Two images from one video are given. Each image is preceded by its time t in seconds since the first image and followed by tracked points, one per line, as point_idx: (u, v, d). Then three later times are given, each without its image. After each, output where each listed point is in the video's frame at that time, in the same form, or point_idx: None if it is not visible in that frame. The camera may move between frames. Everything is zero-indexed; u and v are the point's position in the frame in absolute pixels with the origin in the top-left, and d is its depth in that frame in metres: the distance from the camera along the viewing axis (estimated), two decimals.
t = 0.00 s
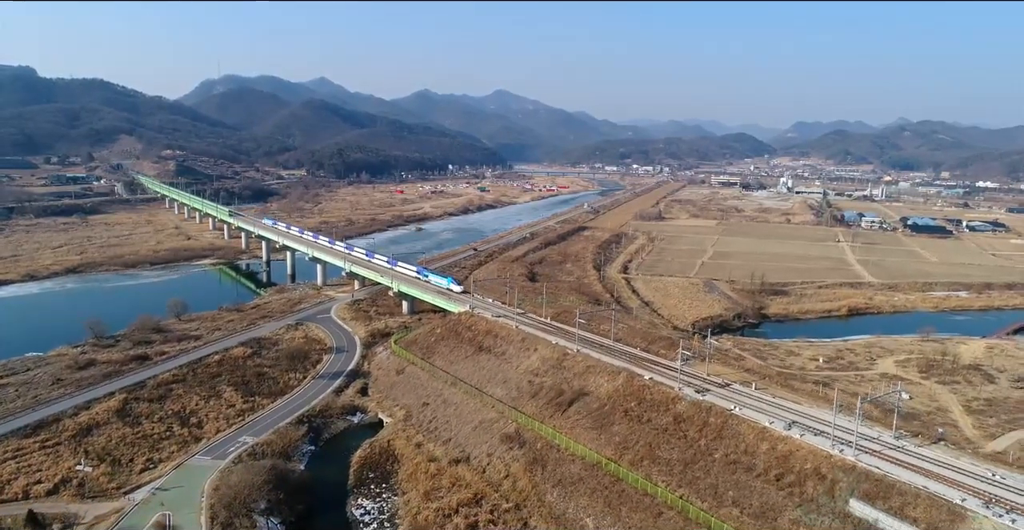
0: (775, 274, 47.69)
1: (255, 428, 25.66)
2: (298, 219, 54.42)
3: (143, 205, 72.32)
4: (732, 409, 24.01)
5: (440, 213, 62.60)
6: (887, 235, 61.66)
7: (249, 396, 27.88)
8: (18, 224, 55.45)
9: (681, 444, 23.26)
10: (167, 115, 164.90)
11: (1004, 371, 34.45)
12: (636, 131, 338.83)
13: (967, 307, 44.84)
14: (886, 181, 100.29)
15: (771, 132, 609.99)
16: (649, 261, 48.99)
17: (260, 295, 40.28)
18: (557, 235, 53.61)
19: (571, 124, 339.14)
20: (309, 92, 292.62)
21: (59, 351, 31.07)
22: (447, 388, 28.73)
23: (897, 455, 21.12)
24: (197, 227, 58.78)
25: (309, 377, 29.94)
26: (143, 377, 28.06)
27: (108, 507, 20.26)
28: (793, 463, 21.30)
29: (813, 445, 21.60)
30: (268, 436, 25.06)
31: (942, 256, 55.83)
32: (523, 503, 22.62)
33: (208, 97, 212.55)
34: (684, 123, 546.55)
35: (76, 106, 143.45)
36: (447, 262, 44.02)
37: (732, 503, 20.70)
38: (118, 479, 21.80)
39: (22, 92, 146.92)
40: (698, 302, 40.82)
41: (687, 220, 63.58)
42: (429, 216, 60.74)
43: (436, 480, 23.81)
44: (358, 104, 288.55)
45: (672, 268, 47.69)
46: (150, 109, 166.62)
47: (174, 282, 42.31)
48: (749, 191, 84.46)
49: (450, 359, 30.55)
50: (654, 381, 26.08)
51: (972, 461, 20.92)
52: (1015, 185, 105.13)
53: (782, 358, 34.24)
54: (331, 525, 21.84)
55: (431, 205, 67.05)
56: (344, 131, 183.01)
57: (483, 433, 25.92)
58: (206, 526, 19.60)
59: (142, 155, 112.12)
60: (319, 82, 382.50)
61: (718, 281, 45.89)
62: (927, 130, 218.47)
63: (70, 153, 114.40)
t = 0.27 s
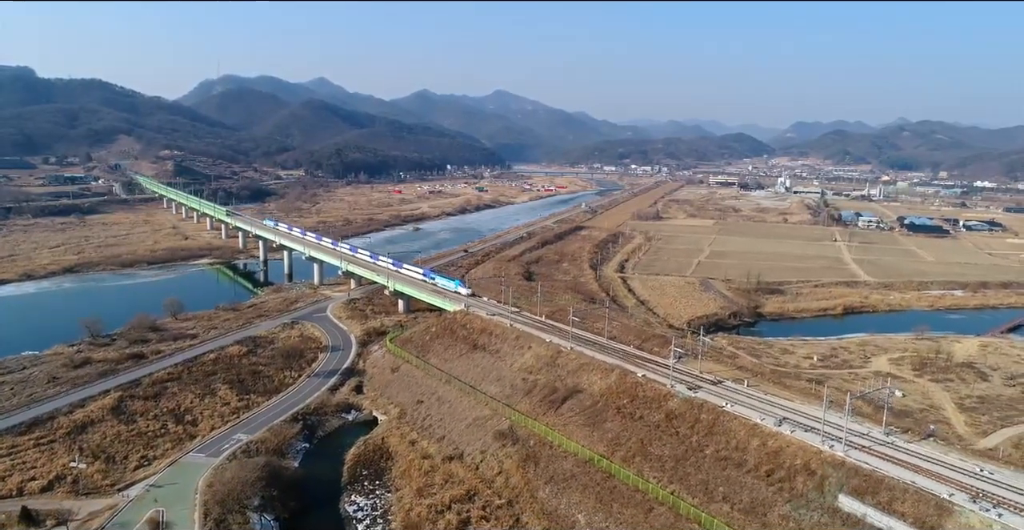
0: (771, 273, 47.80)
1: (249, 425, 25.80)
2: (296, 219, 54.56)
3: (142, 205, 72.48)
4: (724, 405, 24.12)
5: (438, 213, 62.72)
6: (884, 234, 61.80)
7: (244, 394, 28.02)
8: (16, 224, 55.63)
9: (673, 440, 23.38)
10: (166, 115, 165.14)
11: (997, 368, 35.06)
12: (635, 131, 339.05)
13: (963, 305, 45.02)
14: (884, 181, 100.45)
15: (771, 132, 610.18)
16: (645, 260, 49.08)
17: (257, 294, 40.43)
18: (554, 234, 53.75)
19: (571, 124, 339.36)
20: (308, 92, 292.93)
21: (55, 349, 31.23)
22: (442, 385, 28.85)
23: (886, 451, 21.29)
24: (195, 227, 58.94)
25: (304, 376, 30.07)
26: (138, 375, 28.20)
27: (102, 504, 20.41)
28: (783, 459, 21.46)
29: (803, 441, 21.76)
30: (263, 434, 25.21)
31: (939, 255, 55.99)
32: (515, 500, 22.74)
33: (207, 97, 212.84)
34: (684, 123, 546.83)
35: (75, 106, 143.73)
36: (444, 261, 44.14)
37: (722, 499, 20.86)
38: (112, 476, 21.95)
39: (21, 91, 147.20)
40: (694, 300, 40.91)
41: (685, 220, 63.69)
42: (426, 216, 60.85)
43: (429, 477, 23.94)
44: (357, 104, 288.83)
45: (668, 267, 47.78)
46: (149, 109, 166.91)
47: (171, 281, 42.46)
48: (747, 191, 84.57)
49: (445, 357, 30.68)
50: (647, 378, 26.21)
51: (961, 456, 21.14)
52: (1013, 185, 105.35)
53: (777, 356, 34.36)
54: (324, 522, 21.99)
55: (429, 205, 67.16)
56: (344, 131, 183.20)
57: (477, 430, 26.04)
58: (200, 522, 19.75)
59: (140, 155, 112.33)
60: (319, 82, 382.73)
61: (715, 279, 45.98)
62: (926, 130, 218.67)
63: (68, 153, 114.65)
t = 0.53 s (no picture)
0: (765, 272, 47.94)
1: (241, 423, 25.90)
2: (291, 219, 54.63)
3: (137, 205, 72.48)
4: (713, 402, 24.27)
5: (434, 213, 62.82)
6: (878, 233, 62.04)
7: (237, 392, 28.12)
8: (10, 224, 55.64)
9: (663, 437, 23.52)
10: (162, 115, 165.08)
11: (987, 367, 35.49)
12: (632, 131, 339.42)
13: (955, 304, 45.30)
14: (880, 181, 100.73)
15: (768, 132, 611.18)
16: (640, 259, 49.16)
17: (251, 294, 40.50)
18: (549, 233, 53.89)
19: (569, 124, 339.62)
20: (305, 92, 292.91)
21: (48, 349, 31.32)
22: (434, 383, 28.96)
23: (873, 446, 21.58)
24: (190, 226, 58.98)
25: (297, 374, 30.17)
26: (131, 373, 28.30)
27: (94, 501, 20.52)
28: (771, 455, 21.66)
29: (791, 437, 21.99)
30: (255, 431, 25.31)
31: (933, 254, 56.26)
32: (506, 496, 22.87)
33: (204, 97, 212.72)
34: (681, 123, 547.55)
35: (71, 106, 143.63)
36: (439, 260, 44.26)
37: (710, 494, 21.06)
38: (103, 474, 22.06)
39: (16, 91, 147.08)
40: (687, 299, 41.02)
41: (680, 219, 63.81)
42: (421, 216, 60.94)
43: (421, 474, 24.05)
44: (355, 105, 288.76)
45: (662, 266, 47.87)
46: (145, 109, 166.85)
47: (166, 281, 42.54)
48: (742, 190, 84.70)
49: (437, 355, 30.80)
50: (637, 375, 26.34)
51: (947, 452, 21.44)
52: (1008, 184, 105.76)
53: (769, 353, 34.50)
54: (315, 518, 22.12)
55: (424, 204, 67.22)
56: (341, 131, 183.13)
57: (469, 427, 26.15)
58: (190, 519, 19.86)
59: (136, 155, 112.29)
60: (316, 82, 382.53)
61: (709, 278, 46.05)
62: (922, 130, 219.28)
63: (64, 153, 114.62)
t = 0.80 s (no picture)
0: (755, 270, 48.18)
1: (230, 421, 25.94)
2: (282, 219, 54.62)
3: (128, 206, 72.31)
4: (699, 398, 24.46)
5: (426, 213, 62.88)
6: (868, 232, 62.44)
7: (226, 391, 28.16)
8: None
9: (649, 433, 23.68)
10: (154, 115, 164.62)
11: (973, 364, 35.92)
12: (626, 132, 340.22)
13: (943, 302, 45.73)
14: (870, 180, 101.32)
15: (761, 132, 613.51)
16: (631, 258, 49.29)
17: (242, 293, 40.51)
18: (541, 233, 54.06)
19: (563, 125, 340.08)
20: (298, 93, 292.64)
21: (36, 348, 31.29)
22: (423, 381, 29.04)
23: (856, 441, 21.87)
24: (181, 227, 58.90)
25: (286, 372, 30.23)
26: (119, 372, 28.30)
27: (80, 499, 20.55)
28: (756, 450, 21.87)
29: (775, 432, 22.22)
30: (243, 429, 25.36)
31: (922, 252, 56.71)
32: (492, 492, 22.97)
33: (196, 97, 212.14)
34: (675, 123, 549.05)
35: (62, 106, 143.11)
36: (430, 259, 44.32)
37: (695, 489, 21.30)
38: (90, 472, 22.09)
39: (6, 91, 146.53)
40: (677, 297, 41.20)
41: (671, 219, 64.04)
42: (413, 216, 60.98)
43: (408, 471, 24.12)
44: (348, 105, 288.50)
45: (653, 265, 48.04)
46: (136, 110, 166.40)
47: (156, 281, 42.51)
48: (734, 190, 85.05)
49: (426, 353, 30.90)
50: (624, 372, 26.50)
51: (928, 445, 21.81)
52: (997, 183, 106.58)
53: (758, 351, 34.69)
54: (302, 515, 22.19)
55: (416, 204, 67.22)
56: (334, 131, 182.89)
57: (457, 425, 26.24)
58: (177, 516, 19.88)
59: (127, 155, 111.98)
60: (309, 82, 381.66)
61: (699, 276, 46.21)
62: (914, 130, 220.58)
63: (55, 153, 114.24)
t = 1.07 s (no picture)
0: (742, 269, 48.49)
1: (215, 420, 25.93)
2: (271, 218, 54.55)
3: (115, 206, 71.96)
4: (682, 393, 24.71)
5: (415, 212, 62.90)
6: (855, 230, 62.94)
7: (212, 390, 28.15)
8: None
9: (632, 428, 23.88)
10: (142, 115, 163.70)
11: (955, 360, 36.40)
12: (618, 132, 341.09)
13: (927, 299, 46.22)
14: (859, 180, 102.01)
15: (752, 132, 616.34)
16: (619, 256, 49.45)
17: (229, 293, 40.45)
18: (530, 232, 54.22)
19: (554, 125, 340.58)
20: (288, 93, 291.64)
21: (20, 348, 31.15)
22: (409, 379, 29.11)
23: (835, 435, 22.30)
24: (169, 227, 58.71)
25: (272, 371, 30.24)
26: (103, 372, 28.24)
27: (64, 498, 20.52)
28: (737, 444, 22.19)
29: (756, 427, 22.53)
30: (228, 428, 25.36)
31: (907, 250, 57.25)
32: (477, 489, 23.09)
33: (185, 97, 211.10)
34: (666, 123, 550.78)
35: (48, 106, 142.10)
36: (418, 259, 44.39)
37: (677, 483, 21.56)
38: (73, 471, 22.04)
39: None
40: (664, 296, 41.39)
41: (660, 218, 64.33)
42: (403, 215, 60.96)
43: (393, 468, 24.21)
44: (339, 105, 287.88)
45: (641, 263, 48.23)
46: (124, 110, 165.44)
47: (143, 281, 42.40)
48: (723, 190, 85.47)
49: (413, 351, 30.98)
50: (608, 369, 26.68)
51: (905, 439, 22.32)
52: (983, 183, 107.65)
53: (743, 348, 34.96)
54: (287, 513, 22.24)
55: (406, 204, 67.21)
56: (325, 131, 182.40)
57: (443, 422, 26.32)
58: (161, 514, 19.88)
59: (114, 156, 111.39)
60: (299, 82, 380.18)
61: (687, 275, 46.43)
62: (902, 130, 222.28)
63: (41, 153, 113.48)
